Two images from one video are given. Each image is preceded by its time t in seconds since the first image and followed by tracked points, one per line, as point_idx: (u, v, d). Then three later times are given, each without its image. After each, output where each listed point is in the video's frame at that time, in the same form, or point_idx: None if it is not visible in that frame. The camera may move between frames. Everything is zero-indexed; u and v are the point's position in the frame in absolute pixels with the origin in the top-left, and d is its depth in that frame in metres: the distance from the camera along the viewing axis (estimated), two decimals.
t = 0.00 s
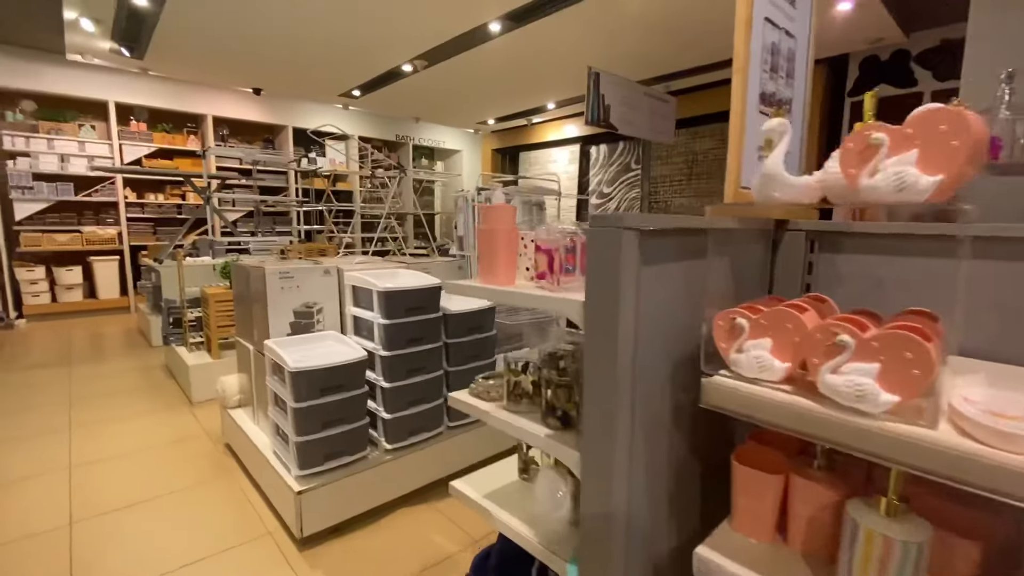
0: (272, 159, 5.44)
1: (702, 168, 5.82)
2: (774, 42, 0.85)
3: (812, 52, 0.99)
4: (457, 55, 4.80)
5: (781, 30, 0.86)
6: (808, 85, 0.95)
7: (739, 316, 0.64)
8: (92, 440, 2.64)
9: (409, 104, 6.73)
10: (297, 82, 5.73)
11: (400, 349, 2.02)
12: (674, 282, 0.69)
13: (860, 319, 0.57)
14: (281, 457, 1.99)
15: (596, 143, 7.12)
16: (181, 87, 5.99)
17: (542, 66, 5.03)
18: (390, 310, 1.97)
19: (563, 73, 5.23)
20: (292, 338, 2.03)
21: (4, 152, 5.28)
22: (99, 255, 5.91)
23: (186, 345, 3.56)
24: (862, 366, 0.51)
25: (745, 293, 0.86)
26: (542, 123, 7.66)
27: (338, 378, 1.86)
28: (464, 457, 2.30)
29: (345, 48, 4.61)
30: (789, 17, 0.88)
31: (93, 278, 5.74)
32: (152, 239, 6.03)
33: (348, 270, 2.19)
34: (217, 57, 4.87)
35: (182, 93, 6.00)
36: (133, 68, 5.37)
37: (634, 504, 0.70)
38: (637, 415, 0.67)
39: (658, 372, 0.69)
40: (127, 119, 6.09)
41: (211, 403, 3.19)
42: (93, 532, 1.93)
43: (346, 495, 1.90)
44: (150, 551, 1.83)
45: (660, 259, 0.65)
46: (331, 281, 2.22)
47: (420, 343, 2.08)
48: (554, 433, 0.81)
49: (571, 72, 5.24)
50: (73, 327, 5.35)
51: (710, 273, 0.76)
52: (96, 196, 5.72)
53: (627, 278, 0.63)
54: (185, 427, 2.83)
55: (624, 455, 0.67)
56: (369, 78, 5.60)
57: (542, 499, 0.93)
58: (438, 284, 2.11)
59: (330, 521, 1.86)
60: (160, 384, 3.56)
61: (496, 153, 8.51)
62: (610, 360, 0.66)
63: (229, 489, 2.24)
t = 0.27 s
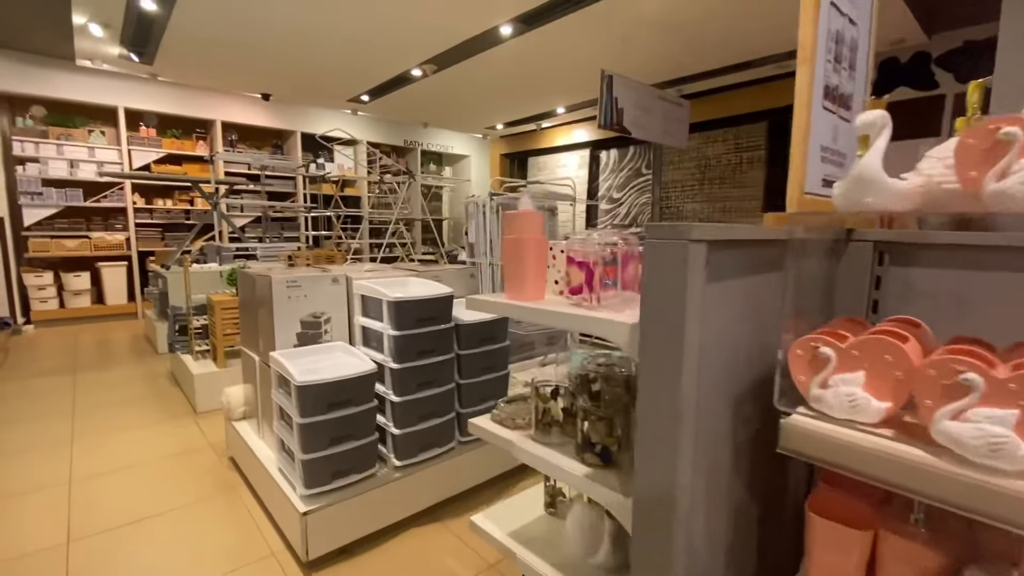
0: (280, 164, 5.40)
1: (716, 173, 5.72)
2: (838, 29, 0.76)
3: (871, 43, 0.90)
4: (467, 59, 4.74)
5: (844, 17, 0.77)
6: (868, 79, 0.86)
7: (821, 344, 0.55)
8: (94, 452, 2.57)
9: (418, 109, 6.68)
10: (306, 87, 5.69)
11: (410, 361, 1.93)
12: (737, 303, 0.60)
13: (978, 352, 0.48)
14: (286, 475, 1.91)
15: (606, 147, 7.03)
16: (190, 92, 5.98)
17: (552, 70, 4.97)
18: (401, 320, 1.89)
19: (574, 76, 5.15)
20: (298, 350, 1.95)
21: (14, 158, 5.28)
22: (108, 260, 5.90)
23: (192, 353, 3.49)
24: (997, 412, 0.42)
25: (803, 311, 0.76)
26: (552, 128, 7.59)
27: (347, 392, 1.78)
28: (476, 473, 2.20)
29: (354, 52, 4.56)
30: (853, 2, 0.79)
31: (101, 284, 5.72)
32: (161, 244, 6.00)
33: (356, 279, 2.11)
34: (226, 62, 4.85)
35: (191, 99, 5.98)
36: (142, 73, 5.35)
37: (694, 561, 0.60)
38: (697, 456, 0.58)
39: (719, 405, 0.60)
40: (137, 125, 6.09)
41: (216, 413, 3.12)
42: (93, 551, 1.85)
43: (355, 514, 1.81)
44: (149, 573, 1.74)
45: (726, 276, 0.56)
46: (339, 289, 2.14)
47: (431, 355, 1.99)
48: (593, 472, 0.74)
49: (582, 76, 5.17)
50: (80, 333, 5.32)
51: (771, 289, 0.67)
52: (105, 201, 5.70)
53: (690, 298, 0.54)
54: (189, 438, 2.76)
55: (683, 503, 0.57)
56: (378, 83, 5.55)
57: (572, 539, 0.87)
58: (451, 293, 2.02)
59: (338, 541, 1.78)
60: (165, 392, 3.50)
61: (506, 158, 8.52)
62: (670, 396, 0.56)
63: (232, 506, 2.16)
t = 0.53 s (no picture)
0: (285, 163, 5.37)
1: (725, 173, 5.64)
2: (895, 9, 0.69)
3: (922, 28, 0.82)
4: (474, 57, 4.68)
5: None
6: (923, 65, 0.79)
7: (903, 362, 0.52)
8: (96, 456, 2.53)
9: (423, 108, 6.63)
10: (311, 85, 5.64)
11: (418, 365, 1.87)
12: (798, 310, 0.54)
13: None
14: (290, 482, 1.85)
15: (613, 147, 6.95)
16: (195, 91, 5.95)
17: (560, 68, 4.91)
18: (409, 323, 1.83)
19: (582, 75, 5.08)
20: (304, 353, 1.90)
21: (19, 158, 5.25)
22: (112, 260, 5.87)
23: (194, 354, 3.44)
24: None
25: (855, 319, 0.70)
26: (558, 127, 7.52)
27: (353, 397, 1.72)
28: (485, 481, 2.14)
29: (360, 50, 4.51)
30: None
31: (106, 284, 5.69)
32: (165, 244, 5.98)
33: (362, 280, 2.05)
34: (231, 60, 4.81)
35: (196, 97, 5.95)
36: (147, 72, 5.32)
37: None
38: (754, 483, 0.52)
39: (776, 426, 0.54)
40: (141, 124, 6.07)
41: (219, 415, 3.07)
42: (91, 559, 1.80)
43: (362, 524, 1.75)
44: None
45: (786, 281, 0.50)
46: (345, 291, 2.08)
47: (440, 359, 1.93)
48: (627, 497, 0.71)
49: (590, 74, 5.10)
50: (85, 333, 5.30)
51: (827, 295, 0.61)
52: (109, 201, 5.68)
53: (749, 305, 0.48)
54: (191, 442, 2.71)
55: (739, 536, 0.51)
56: (383, 82, 5.50)
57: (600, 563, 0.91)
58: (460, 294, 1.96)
59: (344, 552, 1.72)
60: (167, 394, 3.45)
61: (511, 157, 8.46)
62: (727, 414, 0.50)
63: (235, 512, 2.10)
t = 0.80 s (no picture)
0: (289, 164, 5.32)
1: (732, 175, 5.58)
2: None
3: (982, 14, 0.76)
4: (480, 58, 4.63)
5: None
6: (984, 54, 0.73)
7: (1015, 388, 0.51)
8: (97, 461, 2.47)
9: (428, 109, 6.59)
10: (315, 86, 5.60)
11: (426, 372, 1.80)
12: (885, 315, 0.53)
13: None
14: (293, 492, 1.79)
15: (618, 148, 6.90)
16: (199, 91, 5.91)
17: (566, 69, 4.86)
18: (417, 328, 1.77)
19: (589, 75, 5.03)
20: (309, 358, 1.84)
21: (22, 158, 5.21)
22: (114, 261, 5.83)
23: (196, 357, 3.38)
24: None
25: (921, 327, 0.66)
26: (563, 128, 7.46)
27: (359, 405, 1.66)
28: (494, 490, 2.07)
29: (365, 51, 4.47)
30: None
31: (107, 285, 5.65)
32: (167, 245, 5.94)
33: (369, 283, 2.00)
34: (235, 60, 4.77)
35: (199, 98, 5.91)
36: (150, 72, 5.27)
37: None
38: (839, 491, 0.50)
39: (858, 439, 0.52)
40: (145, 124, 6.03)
41: (221, 420, 3.01)
42: (88, 571, 1.74)
43: (368, 536, 1.69)
44: None
45: (876, 306, 0.49)
46: (351, 294, 2.02)
47: (448, 365, 1.86)
48: (672, 529, 0.70)
49: (597, 75, 5.04)
50: (86, 334, 5.25)
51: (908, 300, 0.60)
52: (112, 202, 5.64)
53: (838, 335, 0.47)
54: (192, 447, 2.66)
55: (824, 551, 0.50)
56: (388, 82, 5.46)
57: None
58: (469, 298, 1.90)
59: (350, 564, 1.66)
60: (168, 397, 3.40)
61: (515, 159, 8.41)
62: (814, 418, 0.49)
63: (237, 521, 2.04)
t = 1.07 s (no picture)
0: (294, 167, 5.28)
1: (741, 179, 5.51)
2: None
3: None
4: (488, 61, 4.58)
5: None
6: None
7: None
8: (101, 472, 2.40)
9: (433, 113, 6.55)
10: (321, 89, 5.55)
11: (443, 385, 1.73)
12: None
13: None
14: (304, 508, 1.73)
15: (625, 152, 6.84)
16: (204, 94, 5.87)
17: (576, 72, 4.81)
18: (432, 339, 1.70)
19: (598, 78, 4.98)
20: (323, 368, 1.78)
21: (26, 161, 5.18)
22: (118, 265, 5.78)
23: (201, 363, 3.32)
24: None
25: None
26: (568, 132, 7.41)
27: (374, 419, 1.59)
28: (511, 505, 2.00)
29: (373, 53, 4.42)
30: None
31: (111, 289, 5.60)
32: (172, 249, 5.89)
33: (381, 290, 1.93)
34: (242, 63, 4.73)
35: (205, 101, 5.88)
36: (156, 75, 5.24)
37: None
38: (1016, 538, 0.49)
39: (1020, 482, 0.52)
40: (150, 128, 6.00)
41: (226, 428, 2.95)
42: None
43: (383, 555, 1.62)
44: None
45: None
46: (363, 302, 1.96)
47: (464, 377, 1.80)
48: None
49: (606, 78, 4.99)
50: (89, 339, 5.19)
51: None
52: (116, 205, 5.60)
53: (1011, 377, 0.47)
54: (198, 457, 2.59)
55: None
56: (394, 86, 5.41)
57: None
58: (486, 307, 1.83)
59: None
60: (172, 405, 3.33)
61: (520, 163, 8.36)
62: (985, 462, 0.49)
63: (245, 536, 1.97)
